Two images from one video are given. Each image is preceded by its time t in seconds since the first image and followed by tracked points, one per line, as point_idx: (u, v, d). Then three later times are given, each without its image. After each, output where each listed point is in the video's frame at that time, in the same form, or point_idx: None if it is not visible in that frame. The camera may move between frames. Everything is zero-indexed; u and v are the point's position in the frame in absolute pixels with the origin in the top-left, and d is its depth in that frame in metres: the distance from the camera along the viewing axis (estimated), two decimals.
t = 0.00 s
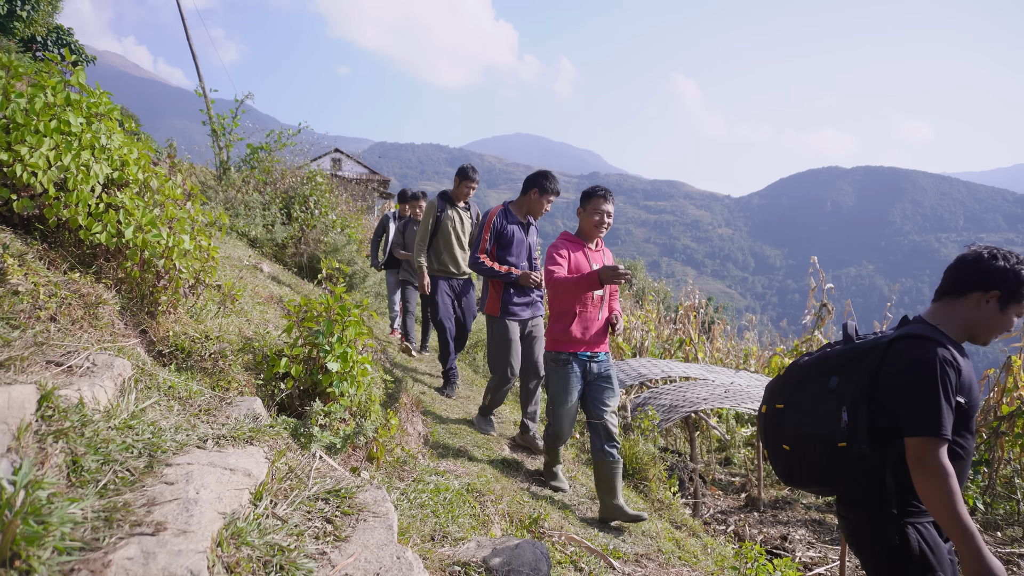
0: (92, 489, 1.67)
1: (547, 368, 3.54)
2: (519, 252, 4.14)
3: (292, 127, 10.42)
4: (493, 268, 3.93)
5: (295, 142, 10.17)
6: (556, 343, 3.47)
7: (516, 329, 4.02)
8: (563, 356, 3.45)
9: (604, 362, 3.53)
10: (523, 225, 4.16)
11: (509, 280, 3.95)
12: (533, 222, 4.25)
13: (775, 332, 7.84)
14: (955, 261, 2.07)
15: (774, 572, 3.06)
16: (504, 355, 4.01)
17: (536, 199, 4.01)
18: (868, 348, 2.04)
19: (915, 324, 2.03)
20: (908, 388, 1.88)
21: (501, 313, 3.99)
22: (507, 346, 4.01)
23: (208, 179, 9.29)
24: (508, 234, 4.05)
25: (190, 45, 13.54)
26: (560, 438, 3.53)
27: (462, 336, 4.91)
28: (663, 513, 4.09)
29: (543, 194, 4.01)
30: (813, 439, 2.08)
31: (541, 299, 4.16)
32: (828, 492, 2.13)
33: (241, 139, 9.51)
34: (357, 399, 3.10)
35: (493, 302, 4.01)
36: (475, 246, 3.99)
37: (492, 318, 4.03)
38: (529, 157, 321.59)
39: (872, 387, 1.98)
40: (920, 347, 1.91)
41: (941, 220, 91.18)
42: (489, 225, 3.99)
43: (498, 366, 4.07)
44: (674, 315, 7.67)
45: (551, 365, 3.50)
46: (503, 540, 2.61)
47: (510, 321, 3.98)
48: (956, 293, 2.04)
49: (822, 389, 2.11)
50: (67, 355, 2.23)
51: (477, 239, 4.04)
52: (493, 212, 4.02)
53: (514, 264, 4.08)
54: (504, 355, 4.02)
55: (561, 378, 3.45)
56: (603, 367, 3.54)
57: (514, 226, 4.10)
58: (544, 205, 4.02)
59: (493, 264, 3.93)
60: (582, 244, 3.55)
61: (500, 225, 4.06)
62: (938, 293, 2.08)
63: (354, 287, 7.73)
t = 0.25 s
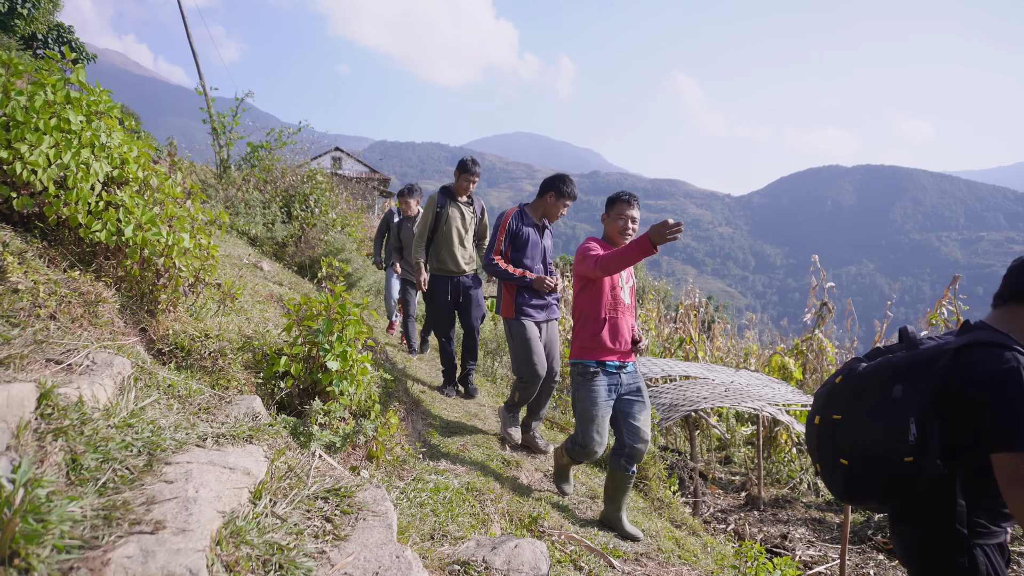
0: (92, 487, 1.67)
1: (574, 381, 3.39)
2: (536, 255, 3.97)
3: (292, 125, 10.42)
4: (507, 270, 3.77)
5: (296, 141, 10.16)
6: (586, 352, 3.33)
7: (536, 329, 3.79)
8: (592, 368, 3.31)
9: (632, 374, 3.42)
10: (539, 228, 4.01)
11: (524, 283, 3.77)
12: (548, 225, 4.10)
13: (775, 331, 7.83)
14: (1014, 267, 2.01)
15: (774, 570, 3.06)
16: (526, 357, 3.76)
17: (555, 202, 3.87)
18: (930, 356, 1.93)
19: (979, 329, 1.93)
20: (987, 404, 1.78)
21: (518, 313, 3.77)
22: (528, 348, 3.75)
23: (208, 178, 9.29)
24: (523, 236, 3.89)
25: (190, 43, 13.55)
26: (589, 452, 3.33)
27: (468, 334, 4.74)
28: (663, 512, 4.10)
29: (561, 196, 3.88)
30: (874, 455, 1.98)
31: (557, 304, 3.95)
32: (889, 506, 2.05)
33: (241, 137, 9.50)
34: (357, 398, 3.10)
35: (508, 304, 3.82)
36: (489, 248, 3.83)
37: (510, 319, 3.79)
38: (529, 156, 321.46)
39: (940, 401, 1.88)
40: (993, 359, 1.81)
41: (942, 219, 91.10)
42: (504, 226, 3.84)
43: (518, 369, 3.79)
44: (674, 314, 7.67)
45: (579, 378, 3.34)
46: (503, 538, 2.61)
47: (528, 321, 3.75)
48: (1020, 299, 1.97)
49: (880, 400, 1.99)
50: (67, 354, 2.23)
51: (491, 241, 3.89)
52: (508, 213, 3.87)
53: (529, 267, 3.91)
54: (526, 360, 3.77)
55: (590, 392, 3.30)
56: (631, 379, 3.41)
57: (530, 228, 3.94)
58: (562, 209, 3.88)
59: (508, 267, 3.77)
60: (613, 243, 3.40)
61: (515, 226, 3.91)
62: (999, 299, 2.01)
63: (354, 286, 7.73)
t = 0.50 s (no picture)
0: (92, 488, 1.67)
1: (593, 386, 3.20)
2: (547, 258, 3.92)
3: (292, 126, 10.41)
4: (517, 276, 3.74)
5: (296, 141, 10.16)
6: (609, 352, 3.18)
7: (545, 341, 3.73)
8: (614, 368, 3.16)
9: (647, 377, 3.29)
10: (547, 231, 3.96)
11: (538, 286, 3.70)
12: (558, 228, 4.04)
13: (775, 332, 7.83)
14: None
15: (774, 571, 3.06)
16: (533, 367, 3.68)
17: (560, 201, 3.78)
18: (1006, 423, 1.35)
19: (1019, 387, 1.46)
20: None
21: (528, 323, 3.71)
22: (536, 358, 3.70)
23: (208, 178, 9.28)
24: (532, 240, 3.85)
25: (190, 44, 13.58)
26: (626, 453, 3.00)
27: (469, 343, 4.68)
28: (663, 513, 4.10)
29: (567, 195, 3.79)
30: (958, 545, 1.34)
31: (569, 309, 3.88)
32: None
33: (241, 137, 9.50)
34: (357, 399, 3.10)
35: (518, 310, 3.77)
36: (499, 254, 3.80)
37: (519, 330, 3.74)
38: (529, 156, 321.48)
39: None
40: None
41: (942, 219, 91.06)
42: (512, 231, 3.80)
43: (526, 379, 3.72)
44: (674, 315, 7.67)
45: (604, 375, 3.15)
46: (502, 539, 2.61)
47: (538, 331, 3.69)
48: None
49: (951, 489, 1.38)
50: (66, 354, 2.22)
51: (501, 246, 3.87)
52: (516, 216, 3.81)
53: (541, 270, 3.86)
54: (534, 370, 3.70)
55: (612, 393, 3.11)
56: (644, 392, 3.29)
57: (540, 232, 3.89)
58: (569, 208, 3.79)
59: (518, 273, 3.74)
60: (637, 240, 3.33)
61: (524, 231, 3.87)
62: None
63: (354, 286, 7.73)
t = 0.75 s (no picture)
0: (91, 491, 1.67)
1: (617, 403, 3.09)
2: (558, 274, 3.73)
3: (292, 127, 10.41)
4: (531, 296, 3.55)
5: (296, 142, 10.15)
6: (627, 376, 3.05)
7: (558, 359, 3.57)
8: (641, 387, 3.03)
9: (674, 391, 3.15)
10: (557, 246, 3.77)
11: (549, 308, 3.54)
12: (569, 240, 3.85)
13: (775, 333, 7.82)
14: None
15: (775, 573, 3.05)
16: (545, 388, 3.52)
17: (565, 213, 3.58)
18: None
19: None
20: None
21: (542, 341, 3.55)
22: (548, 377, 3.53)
23: (208, 180, 9.28)
24: (542, 257, 3.66)
25: (190, 45, 13.58)
26: (656, 476, 2.88)
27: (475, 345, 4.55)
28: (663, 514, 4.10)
29: (573, 206, 3.60)
30: None
31: (583, 327, 3.75)
32: None
33: (241, 138, 9.50)
34: (356, 400, 3.10)
35: (533, 331, 3.58)
36: (509, 274, 3.60)
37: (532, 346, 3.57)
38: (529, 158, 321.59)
39: None
40: None
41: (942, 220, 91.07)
42: (521, 250, 3.59)
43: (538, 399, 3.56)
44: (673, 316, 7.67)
45: (624, 394, 3.04)
46: (502, 541, 2.61)
47: (554, 350, 3.54)
48: None
49: None
50: (65, 356, 2.22)
51: (510, 265, 3.66)
52: (523, 235, 3.61)
53: (552, 289, 3.68)
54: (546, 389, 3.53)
55: (637, 410, 2.99)
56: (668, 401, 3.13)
57: (549, 247, 3.70)
58: (576, 219, 3.59)
59: (531, 293, 3.55)
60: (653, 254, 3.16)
61: (533, 248, 3.67)
62: None
63: (354, 288, 7.73)
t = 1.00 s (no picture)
0: (89, 494, 1.67)
1: (650, 428, 2.89)
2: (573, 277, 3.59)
3: (290, 130, 10.41)
4: (544, 298, 3.42)
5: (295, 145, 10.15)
6: (658, 400, 2.86)
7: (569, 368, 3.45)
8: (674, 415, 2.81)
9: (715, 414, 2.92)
10: (574, 247, 3.63)
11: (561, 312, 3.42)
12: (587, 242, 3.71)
13: (774, 334, 7.83)
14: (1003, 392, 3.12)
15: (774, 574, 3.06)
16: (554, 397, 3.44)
17: (584, 214, 3.46)
18: None
19: None
20: None
21: (554, 348, 3.43)
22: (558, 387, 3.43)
23: (206, 183, 9.28)
24: (558, 257, 3.52)
25: (189, 46, 13.65)
26: (676, 514, 2.78)
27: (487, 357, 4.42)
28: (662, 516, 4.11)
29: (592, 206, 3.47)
30: None
31: (599, 332, 3.60)
32: None
33: (240, 141, 9.50)
34: (355, 403, 3.11)
35: (545, 335, 3.46)
36: (521, 274, 3.48)
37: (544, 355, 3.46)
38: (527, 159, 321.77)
39: None
40: None
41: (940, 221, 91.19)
42: (535, 250, 3.48)
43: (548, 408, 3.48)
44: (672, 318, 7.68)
45: (659, 422, 2.84)
46: (501, 544, 2.60)
47: (565, 358, 3.42)
48: None
49: None
50: (64, 360, 2.22)
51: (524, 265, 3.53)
52: (540, 232, 3.49)
53: (567, 292, 3.54)
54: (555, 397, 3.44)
55: (673, 439, 2.80)
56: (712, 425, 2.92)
57: (565, 248, 3.57)
58: (595, 220, 3.46)
59: (544, 294, 3.43)
60: (685, 267, 2.93)
61: (549, 248, 3.53)
62: None
63: (353, 290, 7.73)
